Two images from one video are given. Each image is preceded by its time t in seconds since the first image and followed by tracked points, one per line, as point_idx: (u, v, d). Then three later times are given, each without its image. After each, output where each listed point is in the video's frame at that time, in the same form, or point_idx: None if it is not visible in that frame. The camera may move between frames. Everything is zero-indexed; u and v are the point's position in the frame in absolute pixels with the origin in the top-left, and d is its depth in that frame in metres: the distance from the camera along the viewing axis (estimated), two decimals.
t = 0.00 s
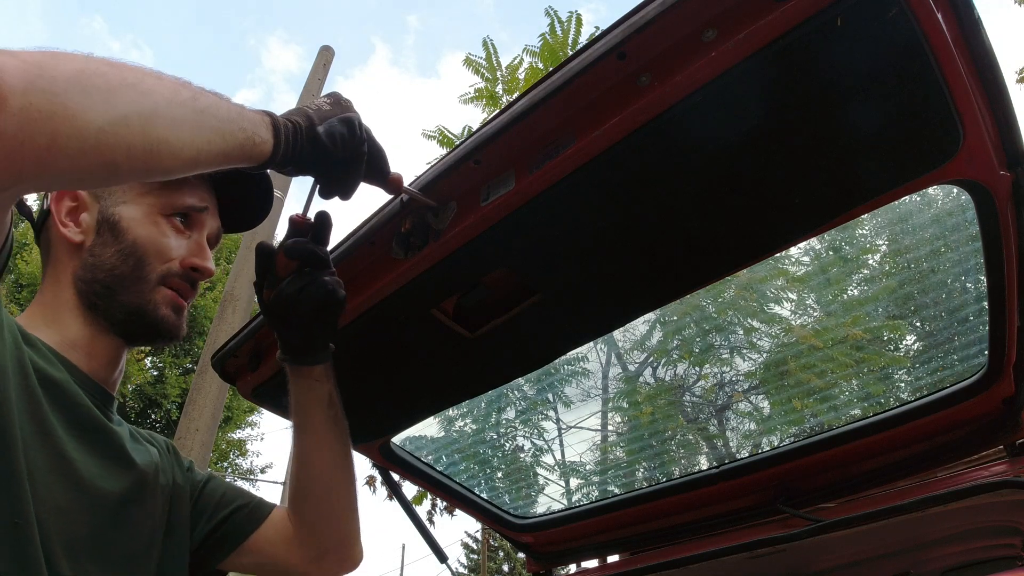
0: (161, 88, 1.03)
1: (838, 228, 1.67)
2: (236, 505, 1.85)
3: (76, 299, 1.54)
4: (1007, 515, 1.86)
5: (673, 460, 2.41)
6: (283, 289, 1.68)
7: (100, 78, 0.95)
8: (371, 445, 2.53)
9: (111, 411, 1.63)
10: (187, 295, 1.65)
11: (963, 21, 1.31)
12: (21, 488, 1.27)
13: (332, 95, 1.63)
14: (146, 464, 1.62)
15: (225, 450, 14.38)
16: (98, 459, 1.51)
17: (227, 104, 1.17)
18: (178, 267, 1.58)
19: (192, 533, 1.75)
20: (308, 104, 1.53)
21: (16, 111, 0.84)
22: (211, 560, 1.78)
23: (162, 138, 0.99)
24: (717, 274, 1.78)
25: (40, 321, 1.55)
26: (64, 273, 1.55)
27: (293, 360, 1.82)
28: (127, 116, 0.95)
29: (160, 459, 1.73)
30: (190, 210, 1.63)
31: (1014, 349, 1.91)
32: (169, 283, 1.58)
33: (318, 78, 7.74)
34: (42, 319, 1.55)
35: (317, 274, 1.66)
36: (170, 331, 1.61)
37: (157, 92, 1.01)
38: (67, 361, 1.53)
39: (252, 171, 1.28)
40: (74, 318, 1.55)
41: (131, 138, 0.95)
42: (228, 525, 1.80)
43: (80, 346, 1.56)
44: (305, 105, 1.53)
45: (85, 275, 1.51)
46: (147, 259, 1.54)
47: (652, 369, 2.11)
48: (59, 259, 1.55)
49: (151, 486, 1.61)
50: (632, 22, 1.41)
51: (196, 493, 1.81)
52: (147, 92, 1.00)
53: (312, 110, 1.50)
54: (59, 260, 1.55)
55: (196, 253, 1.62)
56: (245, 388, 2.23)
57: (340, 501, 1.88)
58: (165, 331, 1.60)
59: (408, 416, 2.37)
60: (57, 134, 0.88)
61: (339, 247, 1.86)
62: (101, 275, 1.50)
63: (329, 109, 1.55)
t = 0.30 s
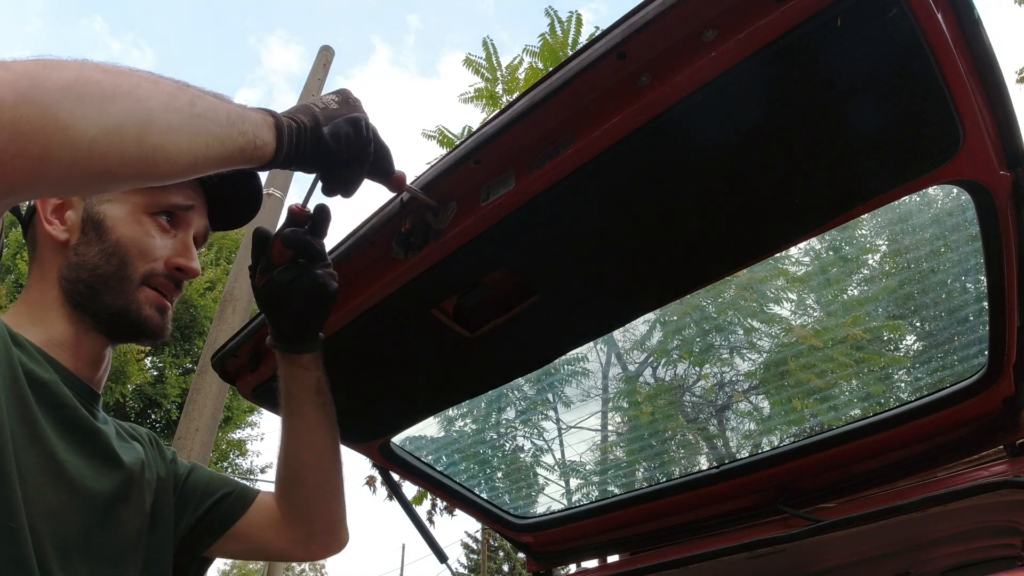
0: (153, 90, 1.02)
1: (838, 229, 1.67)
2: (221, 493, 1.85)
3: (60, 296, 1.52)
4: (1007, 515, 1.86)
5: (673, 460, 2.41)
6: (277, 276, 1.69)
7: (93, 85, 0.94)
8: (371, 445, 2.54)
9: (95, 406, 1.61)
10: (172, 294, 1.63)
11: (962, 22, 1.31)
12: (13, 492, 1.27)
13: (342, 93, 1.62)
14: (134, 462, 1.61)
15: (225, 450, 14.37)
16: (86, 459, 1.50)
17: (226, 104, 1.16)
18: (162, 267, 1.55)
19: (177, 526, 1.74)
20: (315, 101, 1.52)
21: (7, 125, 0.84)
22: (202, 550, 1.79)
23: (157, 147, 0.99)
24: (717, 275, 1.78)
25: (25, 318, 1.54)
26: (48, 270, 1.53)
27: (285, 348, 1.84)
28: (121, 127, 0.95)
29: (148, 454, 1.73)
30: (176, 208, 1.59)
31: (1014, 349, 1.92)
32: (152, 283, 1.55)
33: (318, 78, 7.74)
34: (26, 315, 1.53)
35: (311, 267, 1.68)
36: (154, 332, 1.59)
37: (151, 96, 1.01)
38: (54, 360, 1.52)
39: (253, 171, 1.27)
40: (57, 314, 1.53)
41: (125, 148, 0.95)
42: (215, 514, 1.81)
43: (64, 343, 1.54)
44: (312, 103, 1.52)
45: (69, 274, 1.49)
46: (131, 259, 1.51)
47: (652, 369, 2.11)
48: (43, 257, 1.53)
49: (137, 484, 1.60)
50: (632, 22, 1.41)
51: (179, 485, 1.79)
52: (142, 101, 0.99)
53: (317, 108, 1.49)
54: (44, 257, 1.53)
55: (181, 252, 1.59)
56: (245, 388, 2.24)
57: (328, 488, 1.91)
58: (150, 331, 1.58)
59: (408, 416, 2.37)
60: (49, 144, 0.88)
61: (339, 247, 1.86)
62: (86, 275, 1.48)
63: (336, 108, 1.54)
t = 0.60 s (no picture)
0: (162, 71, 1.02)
1: (838, 229, 1.67)
2: (211, 494, 1.86)
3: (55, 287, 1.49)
4: (1007, 515, 1.86)
5: (673, 460, 2.41)
6: (263, 257, 1.63)
7: (103, 62, 0.94)
8: (371, 445, 2.54)
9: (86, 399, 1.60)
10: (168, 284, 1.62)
11: (963, 21, 1.32)
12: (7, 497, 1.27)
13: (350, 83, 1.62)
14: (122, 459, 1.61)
15: (226, 450, 14.37)
16: (79, 458, 1.50)
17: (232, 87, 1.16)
18: (158, 255, 1.54)
19: (165, 523, 1.76)
20: (324, 91, 1.53)
21: (18, 95, 0.84)
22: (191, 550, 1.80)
23: (166, 127, 0.98)
24: (717, 275, 1.78)
25: (17, 309, 1.50)
26: (42, 260, 1.49)
27: (280, 352, 1.82)
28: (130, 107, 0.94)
29: (137, 451, 1.73)
30: (172, 197, 1.60)
31: (1014, 349, 1.92)
32: (148, 271, 1.54)
33: (318, 78, 7.74)
34: (17, 306, 1.50)
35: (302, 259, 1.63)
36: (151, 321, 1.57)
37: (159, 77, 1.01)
38: (47, 354, 1.49)
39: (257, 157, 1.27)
40: (49, 305, 1.50)
41: (133, 123, 0.95)
42: (204, 514, 1.82)
43: (56, 336, 1.51)
44: (320, 92, 1.51)
45: (65, 263, 1.46)
46: (128, 247, 1.50)
47: (652, 369, 2.11)
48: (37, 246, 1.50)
49: (126, 481, 1.60)
50: (632, 23, 1.41)
51: (171, 484, 1.80)
52: (151, 80, 0.99)
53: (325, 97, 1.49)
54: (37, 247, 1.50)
55: (177, 240, 1.58)
56: (245, 388, 2.24)
57: (315, 497, 1.92)
58: (146, 320, 1.57)
59: (408, 416, 2.37)
60: (59, 117, 0.88)
61: (340, 246, 1.86)
62: (81, 263, 1.45)
63: (344, 97, 1.54)
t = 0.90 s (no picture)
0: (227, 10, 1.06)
1: (838, 229, 1.67)
2: (182, 502, 1.80)
3: (69, 261, 1.43)
4: (1007, 515, 1.86)
5: (673, 460, 2.41)
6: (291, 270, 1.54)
7: None
8: (372, 445, 2.54)
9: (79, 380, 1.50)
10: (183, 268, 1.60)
11: (963, 20, 1.32)
12: None
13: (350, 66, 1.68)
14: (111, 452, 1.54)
15: (226, 450, 14.38)
16: (71, 451, 1.42)
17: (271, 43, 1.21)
18: (180, 236, 1.53)
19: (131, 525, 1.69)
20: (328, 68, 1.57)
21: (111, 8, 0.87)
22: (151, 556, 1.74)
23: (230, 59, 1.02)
24: (717, 275, 1.78)
25: (24, 276, 1.41)
26: (55, 231, 1.43)
27: (279, 374, 1.78)
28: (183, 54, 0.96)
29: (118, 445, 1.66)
30: (195, 180, 1.60)
31: (1014, 349, 1.92)
32: (170, 252, 1.52)
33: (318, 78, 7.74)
34: (21, 275, 1.41)
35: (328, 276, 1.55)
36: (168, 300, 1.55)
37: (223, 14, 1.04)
38: (52, 333, 1.41)
39: (279, 120, 1.29)
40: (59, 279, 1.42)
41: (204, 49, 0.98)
42: (172, 522, 1.76)
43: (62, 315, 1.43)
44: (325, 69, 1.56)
45: (84, 236, 1.42)
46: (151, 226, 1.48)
47: (652, 369, 2.11)
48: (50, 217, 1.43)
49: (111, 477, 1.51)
50: (632, 22, 1.41)
51: (142, 484, 1.74)
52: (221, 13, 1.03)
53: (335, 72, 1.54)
54: (49, 218, 1.43)
55: (197, 223, 1.57)
56: (245, 388, 2.24)
57: (292, 528, 1.86)
58: (163, 301, 1.54)
59: (408, 416, 2.37)
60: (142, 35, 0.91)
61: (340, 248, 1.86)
62: (104, 237, 1.42)
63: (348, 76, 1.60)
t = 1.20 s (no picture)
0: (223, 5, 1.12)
1: (838, 229, 1.67)
2: (168, 499, 1.81)
3: (63, 249, 1.42)
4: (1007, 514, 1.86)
5: (673, 460, 2.41)
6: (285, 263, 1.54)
7: None
8: (372, 445, 2.54)
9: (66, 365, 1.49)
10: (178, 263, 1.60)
11: (963, 20, 1.31)
12: None
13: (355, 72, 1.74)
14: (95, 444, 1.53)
15: (226, 451, 14.37)
16: (59, 439, 1.42)
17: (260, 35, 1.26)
18: (176, 231, 1.53)
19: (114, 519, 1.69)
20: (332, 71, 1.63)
21: None
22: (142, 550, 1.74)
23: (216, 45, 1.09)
24: (717, 275, 1.77)
25: (13, 262, 1.40)
26: (49, 218, 1.42)
27: (268, 364, 1.76)
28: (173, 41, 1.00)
29: (104, 438, 1.65)
30: (195, 173, 1.60)
31: (1014, 349, 1.92)
32: (167, 246, 1.53)
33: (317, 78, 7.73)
34: (12, 259, 1.40)
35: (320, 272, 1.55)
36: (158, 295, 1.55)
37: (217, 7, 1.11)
38: (40, 316, 1.40)
39: (280, 109, 1.33)
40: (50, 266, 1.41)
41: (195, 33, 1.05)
42: (158, 519, 1.77)
43: (50, 300, 1.42)
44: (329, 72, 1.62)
45: (77, 224, 1.41)
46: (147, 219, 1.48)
47: (652, 369, 2.11)
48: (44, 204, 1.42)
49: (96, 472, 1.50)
50: (632, 22, 1.40)
51: (127, 479, 1.74)
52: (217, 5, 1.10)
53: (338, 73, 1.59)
54: (44, 204, 1.42)
55: (193, 218, 1.58)
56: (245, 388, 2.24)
57: (277, 524, 1.85)
58: (155, 295, 1.54)
59: (408, 416, 2.37)
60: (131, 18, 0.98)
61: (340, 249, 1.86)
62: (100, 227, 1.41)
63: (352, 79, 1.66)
